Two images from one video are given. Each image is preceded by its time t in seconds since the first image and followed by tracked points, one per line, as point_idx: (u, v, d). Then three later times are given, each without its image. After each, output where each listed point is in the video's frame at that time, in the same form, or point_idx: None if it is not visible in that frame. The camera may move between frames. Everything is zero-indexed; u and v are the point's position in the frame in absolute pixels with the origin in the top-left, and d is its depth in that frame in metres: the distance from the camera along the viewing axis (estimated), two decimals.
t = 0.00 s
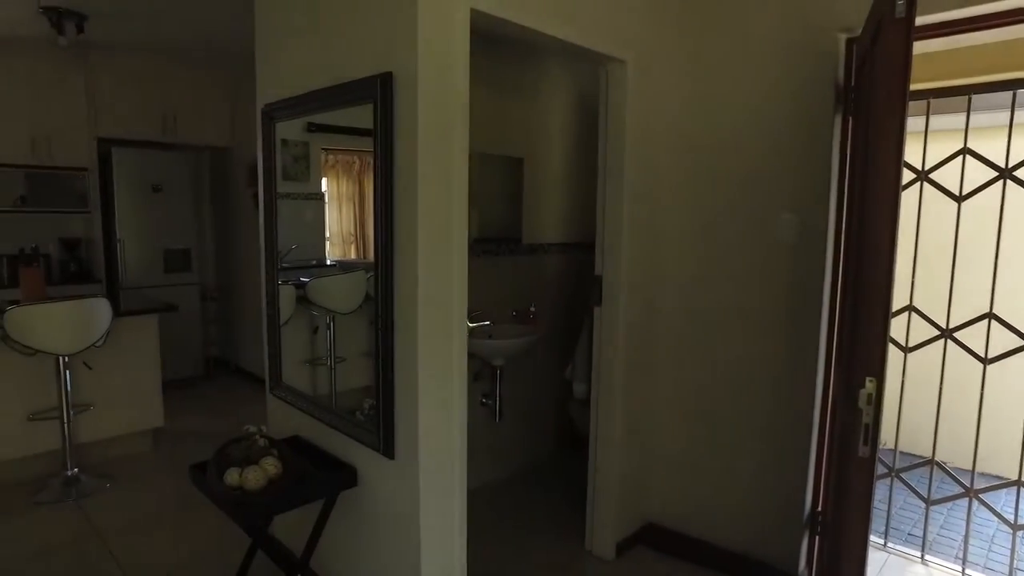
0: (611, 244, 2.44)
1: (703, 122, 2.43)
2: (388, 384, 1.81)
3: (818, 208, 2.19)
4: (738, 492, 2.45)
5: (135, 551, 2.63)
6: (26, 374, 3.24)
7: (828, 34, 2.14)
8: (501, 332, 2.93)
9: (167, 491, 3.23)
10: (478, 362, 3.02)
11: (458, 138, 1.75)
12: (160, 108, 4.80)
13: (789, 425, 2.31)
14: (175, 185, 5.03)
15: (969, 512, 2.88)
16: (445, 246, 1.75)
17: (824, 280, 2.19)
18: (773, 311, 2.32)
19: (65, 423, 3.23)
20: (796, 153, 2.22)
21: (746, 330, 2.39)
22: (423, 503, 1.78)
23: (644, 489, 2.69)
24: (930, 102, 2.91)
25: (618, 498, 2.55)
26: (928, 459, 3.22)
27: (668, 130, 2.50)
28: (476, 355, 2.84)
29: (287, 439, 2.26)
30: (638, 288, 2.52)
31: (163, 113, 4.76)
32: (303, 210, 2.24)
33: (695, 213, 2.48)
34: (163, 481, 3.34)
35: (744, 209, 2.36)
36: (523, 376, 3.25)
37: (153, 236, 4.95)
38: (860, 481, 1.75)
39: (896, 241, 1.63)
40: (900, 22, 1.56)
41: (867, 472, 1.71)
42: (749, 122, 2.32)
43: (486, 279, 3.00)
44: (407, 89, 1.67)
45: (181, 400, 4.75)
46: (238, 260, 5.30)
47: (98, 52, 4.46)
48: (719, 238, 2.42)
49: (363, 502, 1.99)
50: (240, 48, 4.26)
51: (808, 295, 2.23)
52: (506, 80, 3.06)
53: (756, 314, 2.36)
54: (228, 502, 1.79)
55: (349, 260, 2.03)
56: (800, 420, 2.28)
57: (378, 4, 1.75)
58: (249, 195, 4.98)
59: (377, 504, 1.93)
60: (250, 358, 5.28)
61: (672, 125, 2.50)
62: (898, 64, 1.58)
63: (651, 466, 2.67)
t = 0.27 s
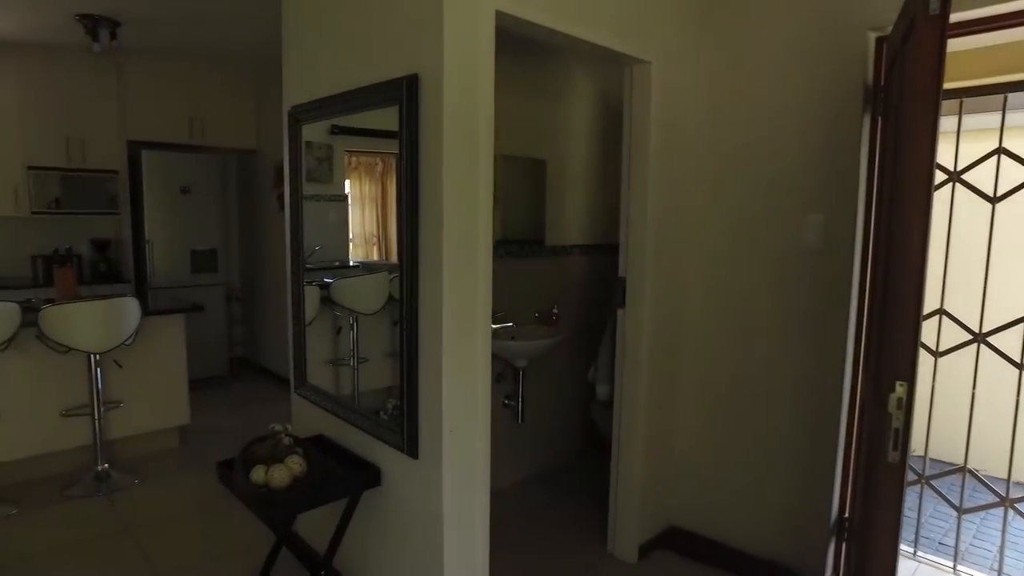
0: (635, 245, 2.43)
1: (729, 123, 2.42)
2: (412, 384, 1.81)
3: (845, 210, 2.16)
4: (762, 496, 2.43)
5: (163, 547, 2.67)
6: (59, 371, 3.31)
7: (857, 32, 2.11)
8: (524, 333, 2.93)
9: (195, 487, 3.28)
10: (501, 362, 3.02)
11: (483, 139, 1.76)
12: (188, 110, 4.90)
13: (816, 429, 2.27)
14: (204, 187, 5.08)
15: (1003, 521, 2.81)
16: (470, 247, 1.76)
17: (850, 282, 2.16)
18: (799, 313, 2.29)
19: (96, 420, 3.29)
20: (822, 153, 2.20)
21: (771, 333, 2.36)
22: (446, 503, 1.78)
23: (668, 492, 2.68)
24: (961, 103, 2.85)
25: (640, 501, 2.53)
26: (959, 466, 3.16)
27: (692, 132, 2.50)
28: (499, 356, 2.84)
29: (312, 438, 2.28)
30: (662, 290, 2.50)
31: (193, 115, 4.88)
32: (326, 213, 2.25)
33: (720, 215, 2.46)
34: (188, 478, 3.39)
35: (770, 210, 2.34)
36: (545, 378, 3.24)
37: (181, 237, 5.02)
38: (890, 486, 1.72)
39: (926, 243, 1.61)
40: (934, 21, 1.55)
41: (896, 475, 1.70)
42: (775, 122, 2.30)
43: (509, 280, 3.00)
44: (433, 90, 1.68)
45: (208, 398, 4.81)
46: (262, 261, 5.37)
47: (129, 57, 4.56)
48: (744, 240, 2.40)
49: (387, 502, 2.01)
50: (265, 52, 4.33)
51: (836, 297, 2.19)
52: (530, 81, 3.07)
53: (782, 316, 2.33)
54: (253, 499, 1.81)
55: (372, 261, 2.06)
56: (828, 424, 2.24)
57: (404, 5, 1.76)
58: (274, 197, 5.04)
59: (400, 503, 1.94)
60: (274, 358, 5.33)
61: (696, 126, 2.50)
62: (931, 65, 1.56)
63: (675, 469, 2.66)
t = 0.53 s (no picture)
0: (660, 247, 2.41)
1: (756, 124, 2.39)
2: (437, 384, 1.82)
3: (876, 212, 2.12)
4: (789, 501, 2.40)
5: (190, 542, 2.71)
6: (91, 369, 3.38)
7: (889, 31, 2.07)
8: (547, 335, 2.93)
9: (220, 484, 3.32)
10: (524, 364, 3.02)
11: (509, 140, 1.76)
12: (216, 113, 4.97)
13: (845, 434, 2.24)
14: (232, 190, 5.14)
15: None
16: (495, 247, 1.76)
17: (881, 285, 2.12)
18: (827, 316, 2.25)
19: (127, 416, 3.36)
20: (852, 154, 2.16)
21: (799, 336, 2.33)
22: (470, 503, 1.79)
23: (692, 496, 2.66)
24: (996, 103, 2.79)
25: (664, 505, 2.52)
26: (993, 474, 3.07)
27: (718, 133, 2.48)
28: (522, 357, 2.84)
29: (337, 437, 2.31)
30: (687, 292, 2.48)
31: (220, 118, 4.96)
32: (351, 215, 2.26)
33: (746, 216, 2.44)
34: (215, 475, 3.43)
35: (798, 212, 2.30)
36: (569, 380, 3.23)
37: (209, 238, 5.09)
38: (922, 494, 1.68)
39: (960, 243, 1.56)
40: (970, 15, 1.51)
41: (927, 482, 1.66)
42: (803, 123, 2.27)
43: (533, 282, 3.00)
44: (459, 91, 1.69)
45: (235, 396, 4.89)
46: (288, 262, 5.43)
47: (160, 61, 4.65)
48: (771, 242, 2.37)
49: (411, 502, 2.02)
50: (291, 55, 4.38)
51: (865, 300, 2.16)
52: (555, 83, 3.06)
53: (810, 319, 2.30)
54: (280, 496, 1.84)
55: (396, 262, 2.08)
56: (857, 430, 2.21)
57: (431, 8, 1.77)
58: (300, 198, 5.10)
59: (425, 503, 1.95)
60: (299, 358, 5.38)
61: (723, 128, 2.48)
62: (968, 59, 1.52)
63: (699, 472, 2.64)
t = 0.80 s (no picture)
0: (683, 248, 2.40)
1: (781, 123, 2.37)
2: (460, 384, 1.83)
3: (905, 212, 2.08)
4: (814, 505, 2.36)
5: (216, 536, 2.75)
6: (121, 366, 3.45)
7: (918, 28, 2.04)
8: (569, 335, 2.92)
9: (245, 480, 3.36)
10: (545, 364, 3.02)
11: (532, 141, 1.76)
12: (242, 115, 5.05)
13: (872, 438, 2.20)
14: (258, 191, 5.21)
15: None
16: (518, 248, 1.76)
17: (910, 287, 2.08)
18: (854, 319, 2.22)
19: (154, 413, 3.41)
20: (880, 154, 2.13)
21: (825, 339, 2.30)
22: (492, 503, 1.79)
23: (715, 499, 2.63)
24: None
25: (686, 507, 2.50)
26: None
27: (742, 133, 2.46)
28: (544, 358, 2.83)
29: (361, 436, 2.33)
30: (711, 293, 2.46)
31: (247, 120, 5.05)
32: (375, 215, 2.28)
33: (772, 217, 2.41)
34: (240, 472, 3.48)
35: (825, 213, 2.27)
36: (591, 381, 3.22)
37: (235, 238, 5.16)
38: (953, 499, 1.65)
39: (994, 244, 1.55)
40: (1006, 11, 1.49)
41: (957, 488, 1.64)
42: (830, 123, 2.24)
43: (555, 283, 3.00)
44: (484, 92, 1.69)
45: (259, 395, 4.95)
46: (312, 262, 5.48)
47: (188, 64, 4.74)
48: (797, 243, 2.35)
49: (434, 500, 2.03)
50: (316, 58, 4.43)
51: (894, 302, 2.12)
52: (577, 84, 3.06)
53: (836, 322, 2.26)
54: (305, 494, 1.86)
55: (417, 262, 2.11)
56: (884, 434, 2.17)
57: (456, 8, 1.78)
58: (324, 199, 5.15)
59: (447, 502, 1.96)
60: (322, 357, 5.43)
61: (747, 128, 2.46)
62: (1004, 56, 1.50)
63: (723, 475, 2.61)
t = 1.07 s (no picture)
0: (704, 250, 2.39)
1: (805, 123, 2.34)
2: (481, 384, 1.84)
3: (931, 213, 2.05)
4: (837, 510, 2.34)
5: (238, 533, 2.78)
6: (146, 364, 3.50)
7: (946, 26, 2.01)
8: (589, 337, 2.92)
9: (267, 478, 3.40)
10: (565, 366, 3.01)
11: (554, 142, 1.76)
12: (265, 117, 5.10)
13: (897, 442, 2.17)
14: (280, 192, 5.26)
15: None
16: (539, 249, 1.76)
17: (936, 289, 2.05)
18: (879, 321, 2.19)
19: (178, 411, 3.46)
20: (906, 154, 2.10)
21: (849, 341, 2.27)
22: (512, 503, 1.80)
23: (735, 502, 2.61)
24: None
25: (706, 510, 2.48)
26: None
27: (764, 134, 2.44)
28: (563, 359, 2.83)
29: (381, 435, 2.34)
30: (732, 295, 2.44)
31: (269, 121, 5.10)
32: (395, 216, 2.29)
33: (794, 218, 2.39)
34: (261, 469, 3.52)
35: (849, 214, 2.25)
36: (610, 383, 3.21)
37: (258, 238, 5.21)
38: (981, 504, 1.63)
39: None
40: None
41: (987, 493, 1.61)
42: (855, 123, 2.22)
43: (575, 284, 3.00)
44: (505, 93, 1.70)
45: (280, 394, 5.00)
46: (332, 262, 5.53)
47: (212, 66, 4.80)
48: (820, 245, 2.32)
49: (453, 500, 2.03)
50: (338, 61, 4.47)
51: (920, 303, 2.09)
52: (598, 84, 3.05)
53: (860, 324, 2.24)
54: (326, 492, 1.87)
55: (436, 263, 2.13)
56: (909, 438, 2.14)
57: (478, 9, 1.78)
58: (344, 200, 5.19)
59: (466, 502, 1.97)
60: (341, 357, 5.48)
61: (770, 129, 2.43)
62: None
63: (743, 478, 2.59)
